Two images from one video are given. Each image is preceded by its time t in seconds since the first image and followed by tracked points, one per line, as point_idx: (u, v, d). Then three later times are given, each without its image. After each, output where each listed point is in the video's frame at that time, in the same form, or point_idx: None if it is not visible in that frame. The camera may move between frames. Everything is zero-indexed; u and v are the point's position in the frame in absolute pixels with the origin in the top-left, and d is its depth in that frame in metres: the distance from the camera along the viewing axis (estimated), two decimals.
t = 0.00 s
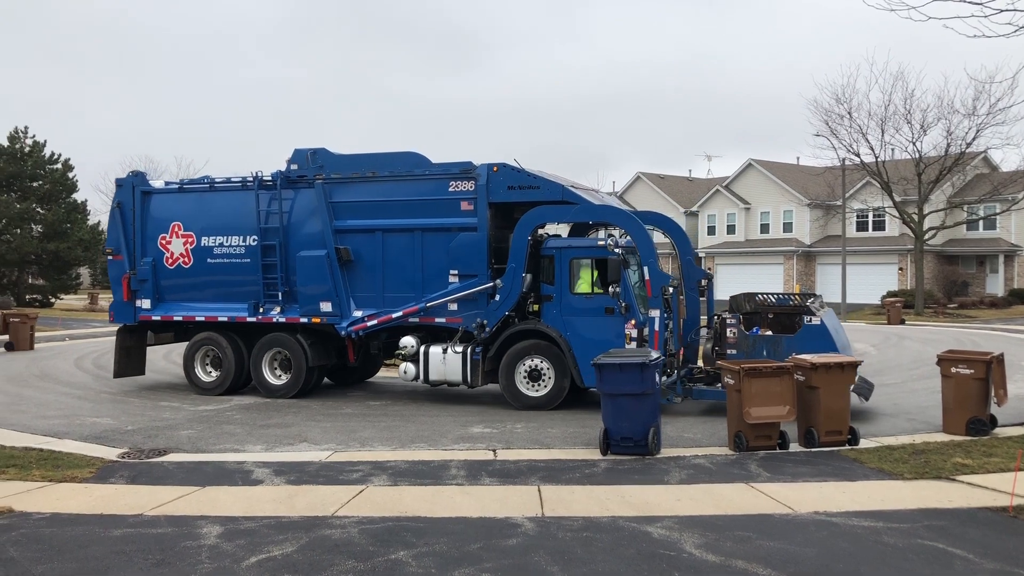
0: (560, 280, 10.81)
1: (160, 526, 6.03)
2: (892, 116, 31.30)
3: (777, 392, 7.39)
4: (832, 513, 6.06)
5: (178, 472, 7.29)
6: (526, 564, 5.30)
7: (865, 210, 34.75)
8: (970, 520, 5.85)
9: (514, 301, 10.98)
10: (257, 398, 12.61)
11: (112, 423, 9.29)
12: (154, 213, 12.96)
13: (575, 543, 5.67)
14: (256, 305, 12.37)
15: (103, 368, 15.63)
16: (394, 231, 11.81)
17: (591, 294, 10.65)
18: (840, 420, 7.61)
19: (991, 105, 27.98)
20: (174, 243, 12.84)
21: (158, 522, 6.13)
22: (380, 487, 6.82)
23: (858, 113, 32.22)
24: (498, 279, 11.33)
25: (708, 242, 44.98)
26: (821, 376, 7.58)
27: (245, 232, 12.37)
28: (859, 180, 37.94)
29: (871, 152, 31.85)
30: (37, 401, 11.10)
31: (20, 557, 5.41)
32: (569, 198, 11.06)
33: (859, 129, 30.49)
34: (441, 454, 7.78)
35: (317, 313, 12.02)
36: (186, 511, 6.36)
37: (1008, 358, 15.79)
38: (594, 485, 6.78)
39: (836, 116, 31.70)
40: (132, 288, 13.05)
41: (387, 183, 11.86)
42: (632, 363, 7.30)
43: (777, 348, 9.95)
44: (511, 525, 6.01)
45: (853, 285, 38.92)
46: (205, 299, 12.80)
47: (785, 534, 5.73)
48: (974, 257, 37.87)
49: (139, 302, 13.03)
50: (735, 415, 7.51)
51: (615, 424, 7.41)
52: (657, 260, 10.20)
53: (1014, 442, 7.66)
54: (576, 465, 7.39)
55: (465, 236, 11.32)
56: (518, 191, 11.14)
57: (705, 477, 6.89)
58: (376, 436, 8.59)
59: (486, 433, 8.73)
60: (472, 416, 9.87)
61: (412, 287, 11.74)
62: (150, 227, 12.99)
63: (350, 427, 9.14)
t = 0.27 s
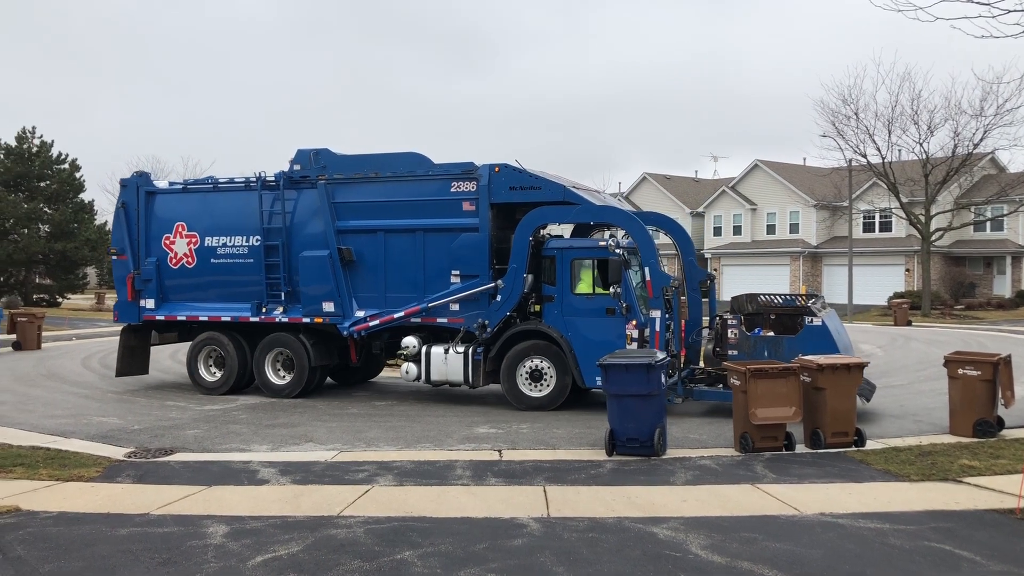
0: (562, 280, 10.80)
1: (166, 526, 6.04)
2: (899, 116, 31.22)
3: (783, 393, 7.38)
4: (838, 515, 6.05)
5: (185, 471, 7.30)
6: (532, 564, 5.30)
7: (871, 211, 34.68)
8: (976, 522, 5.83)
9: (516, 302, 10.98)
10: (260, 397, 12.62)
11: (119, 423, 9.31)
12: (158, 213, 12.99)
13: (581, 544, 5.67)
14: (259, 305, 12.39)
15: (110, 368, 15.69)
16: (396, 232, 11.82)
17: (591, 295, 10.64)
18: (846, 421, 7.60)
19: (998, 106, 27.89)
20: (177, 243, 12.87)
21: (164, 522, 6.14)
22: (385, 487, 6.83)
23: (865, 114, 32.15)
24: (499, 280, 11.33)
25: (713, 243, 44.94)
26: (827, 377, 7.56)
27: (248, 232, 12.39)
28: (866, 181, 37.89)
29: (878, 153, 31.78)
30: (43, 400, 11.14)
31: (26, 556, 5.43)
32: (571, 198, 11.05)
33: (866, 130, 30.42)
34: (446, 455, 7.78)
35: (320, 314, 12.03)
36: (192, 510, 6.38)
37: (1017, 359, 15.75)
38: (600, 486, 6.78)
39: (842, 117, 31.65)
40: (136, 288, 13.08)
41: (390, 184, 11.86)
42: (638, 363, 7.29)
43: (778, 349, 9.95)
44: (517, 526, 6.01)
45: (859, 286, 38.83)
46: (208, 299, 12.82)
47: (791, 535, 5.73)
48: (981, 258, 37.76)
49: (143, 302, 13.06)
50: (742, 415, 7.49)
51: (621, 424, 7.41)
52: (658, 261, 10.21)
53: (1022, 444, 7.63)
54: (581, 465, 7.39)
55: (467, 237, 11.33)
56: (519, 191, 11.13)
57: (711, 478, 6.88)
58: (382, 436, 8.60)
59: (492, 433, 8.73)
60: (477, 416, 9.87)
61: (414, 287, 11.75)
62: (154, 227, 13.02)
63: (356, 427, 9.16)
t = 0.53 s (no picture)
0: (566, 281, 10.79)
1: (169, 525, 6.05)
2: (904, 117, 31.15)
3: (787, 394, 7.37)
4: (842, 516, 6.04)
5: (189, 471, 7.31)
6: (536, 565, 5.30)
7: (875, 212, 34.62)
8: (980, 523, 5.82)
9: (519, 302, 10.97)
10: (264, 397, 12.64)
11: (122, 422, 9.33)
12: (163, 213, 13.02)
13: (584, 544, 5.67)
14: (264, 305, 12.41)
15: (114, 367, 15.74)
16: (400, 232, 11.82)
17: (595, 296, 10.62)
18: (850, 423, 7.58)
19: (1003, 107, 27.84)
20: (182, 243, 12.88)
21: (168, 521, 6.15)
22: (389, 488, 6.83)
23: (870, 115, 32.08)
24: (503, 280, 11.33)
25: (717, 244, 44.89)
26: (830, 378, 7.55)
27: (253, 232, 12.41)
28: (870, 182, 37.83)
29: (883, 154, 31.71)
30: (47, 399, 11.17)
31: (31, 555, 5.44)
32: (575, 199, 11.04)
33: (871, 131, 30.37)
34: (450, 455, 7.79)
35: (323, 314, 12.04)
36: (196, 510, 6.39)
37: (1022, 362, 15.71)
38: (603, 486, 6.78)
39: (847, 118, 31.61)
40: (140, 287, 13.10)
41: (394, 184, 11.87)
42: (642, 364, 7.28)
43: (782, 351, 9.98)
44: (520, 526, 6.02)
45: (863, 287, 38.76)
46: (212, 299, 12.84)
47: (794, 536, 5.72)
48: (985, 260, 37.70)
49: (147, 301, 13.08)
50: (745, 417, 7.48)
51: (624, 425, 7.40)
52: (662, 263, 10.19)
53: None
54: (585, 466, 7.39)
55: (471, 237, 11.33)
56: (523, 192, 11.12)
57: (714, 479, 6.88)
58: (386, 436, 8.61)
59: (495, 433, 8.73)
60: (481, 417, 9.87)
61: (418, 287, 11.76)
62: (158, 227, 13.04)
63: (359, 427, 9.16)
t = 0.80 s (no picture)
0: (568, 281, 10.78)
1: (170, 525, 6.05)
2: (905, 117, 31.13)
3: (789, 395, 7.36)
4: (843, 517, 6.03)
5: (190, 470, 7.32)
6: (537, 565, 5.30)
7: (877, 212, 34.58)
8: (982, 524, 5.82)
9: (521, 302, 10.96)
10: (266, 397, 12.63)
11: (123, 422, 9.34)
12: (165, 212, 13.02)
13: (585, 545, 5.67)
14: (265, 305, 12.41)
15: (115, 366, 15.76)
16: (402, 232, 11.82)
17: (598, 296, 10.61)
18: (851, 423, 7.58)
19: (1005, 107, 27.81)
20: (183, 243, 12.89)
21: (169, 521, 6.16)
22: (390, 487, 6.83)
23: (871, 115, 32.06)
24: (504, 280, 11.32)
25: (718, 244, 44.87)
26: (832, 379, 7.54)
27: (254, 232, 12.41)
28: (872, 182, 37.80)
29: (884, 155, 31.68)
30: (49, 398, 11.17)
31: (32, 554, 5.44)
32: (577, 199, 11.03)
33: (872, 131, 30.35)
34: (451, 455, 7.79)
35: (325, 313, 12.05)
36: (197, 509, 6.39)
37: None
38: (604, 486, 6.77)
39: (848, 118, 31.59)
40: (142, 287, 13.11)
41: (396, 184, 11.87)
42: (643, 365, 7.27)
43: (784, 352, 9.98)
44: (521, 526, 6.01)
45: (864, 288, 38.74)
46: (214, 299, 12.84)
47: (796, 537, 5.71)
48: (987, 260, 37.67)
49: (149, 301, 13.09)
50: (746, 417, 7.48)
51: (625, 425, 7.39)
52: (663, 262, 10.14)
53: None
54: (586, 466, 7.38)
55: (472, 237, 11.33)
56: (525, 192, 11.12)
57: (715, 479, 6.87)
58: (386, 436, 8.60)
59: (496, 433, 8.73)
60: (481, 417, 9.87)
61: (421, 287, 11.76)
62: (160, 226, 13.05)
63: (360, 427, 9.16)
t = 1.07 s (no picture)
0: (568, 281, 10.77)
1: (170, 524, 6.05)
2: (905, 117, 31.13)
3: (789, 394, 7.36)
4: (843, 516, 6.03)
5: (190, 470, 7.32)
6: (537, 564, 5.30)
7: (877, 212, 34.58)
8: (982, 523, 5.82)
9: (522, 302, 10.96)
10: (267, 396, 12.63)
11: (123, 421, 9.34)
12: (165, 212, 13.02)
13: (585, 544, 5.67)
14: (265, 304, 12.41)
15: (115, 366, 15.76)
16: (402, 231, 11.82)
17: (598, 295, 10.61)
18: (851, 422, 7.58)
19: (1005, 107, 27.81)
20: (183, 243, 12.89)
21: (169, 520, 6.16)
22: (390, 487, 6.83)
23: (871, 115, 32.07)
24: (504, 279, 11.32)
25: (718, 243, 44.87)
26: (831, 378, 7.55)
27: (254, 231, 12.41)
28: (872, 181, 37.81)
29: (884, 154, 31.70)
30: (49, 398, 11.17)
31: (32, 553, 5.44)
32: (577, 199, 11.03)
33: (872, 131, 30.35)
34: (452, 454, 7.79)
35: (325, 313, 12.05)
36: (197, 508, 6.39)
37: None
38: (604, 486, 6.77)
39: (848, 118, 31.61)
40: (142, 287, 13.11)
41: (396, 183, 11.87)
42: (643, 364, 7.27)
43: (785, 350, 9.99)
44: (521, 526, 6.01)
45: (864, 287, 38.74)
46: (214, 298, 12.84)
47: (796, 536, 5.71)
48: (987, 260, 37.68)
49: (149, 301, 13.09)
50: (746, 417, 7.48)
51: (625, 424, 7.39)
52: (663, 262, 10.12)
53: None
54: (586, 465, 7.38)
55: (473, 236, 11.33)
56: (525, 191, 11.12)
57: (715, 478, 6.87)
58: (386, 435, 8.60)
59: (496, 433, 8.72)
60: (481, 416, 9.87)
61: (421, 286, 11.76)
62: (160, 226, 13.05)
63: (360, 426, 9.16)
